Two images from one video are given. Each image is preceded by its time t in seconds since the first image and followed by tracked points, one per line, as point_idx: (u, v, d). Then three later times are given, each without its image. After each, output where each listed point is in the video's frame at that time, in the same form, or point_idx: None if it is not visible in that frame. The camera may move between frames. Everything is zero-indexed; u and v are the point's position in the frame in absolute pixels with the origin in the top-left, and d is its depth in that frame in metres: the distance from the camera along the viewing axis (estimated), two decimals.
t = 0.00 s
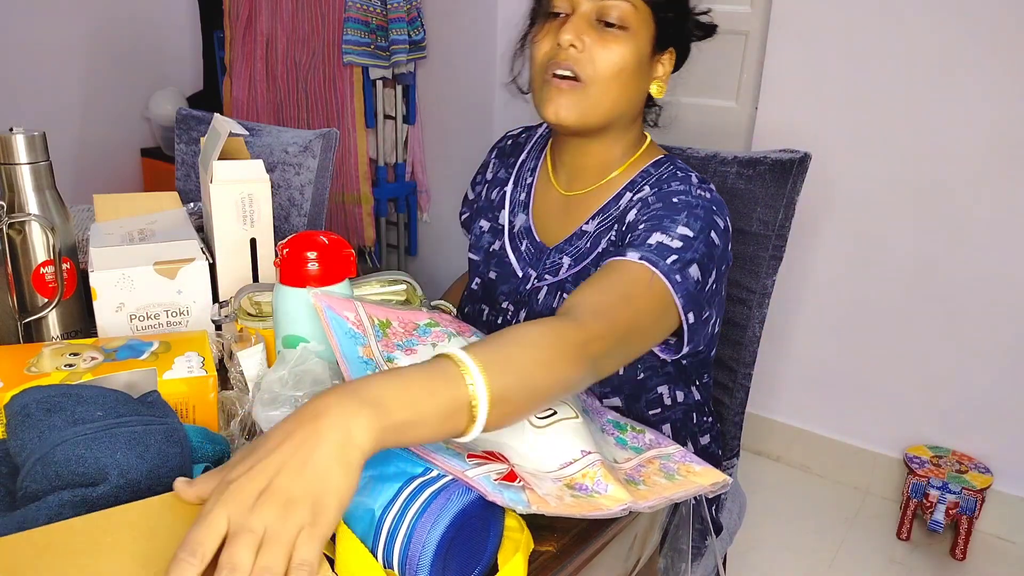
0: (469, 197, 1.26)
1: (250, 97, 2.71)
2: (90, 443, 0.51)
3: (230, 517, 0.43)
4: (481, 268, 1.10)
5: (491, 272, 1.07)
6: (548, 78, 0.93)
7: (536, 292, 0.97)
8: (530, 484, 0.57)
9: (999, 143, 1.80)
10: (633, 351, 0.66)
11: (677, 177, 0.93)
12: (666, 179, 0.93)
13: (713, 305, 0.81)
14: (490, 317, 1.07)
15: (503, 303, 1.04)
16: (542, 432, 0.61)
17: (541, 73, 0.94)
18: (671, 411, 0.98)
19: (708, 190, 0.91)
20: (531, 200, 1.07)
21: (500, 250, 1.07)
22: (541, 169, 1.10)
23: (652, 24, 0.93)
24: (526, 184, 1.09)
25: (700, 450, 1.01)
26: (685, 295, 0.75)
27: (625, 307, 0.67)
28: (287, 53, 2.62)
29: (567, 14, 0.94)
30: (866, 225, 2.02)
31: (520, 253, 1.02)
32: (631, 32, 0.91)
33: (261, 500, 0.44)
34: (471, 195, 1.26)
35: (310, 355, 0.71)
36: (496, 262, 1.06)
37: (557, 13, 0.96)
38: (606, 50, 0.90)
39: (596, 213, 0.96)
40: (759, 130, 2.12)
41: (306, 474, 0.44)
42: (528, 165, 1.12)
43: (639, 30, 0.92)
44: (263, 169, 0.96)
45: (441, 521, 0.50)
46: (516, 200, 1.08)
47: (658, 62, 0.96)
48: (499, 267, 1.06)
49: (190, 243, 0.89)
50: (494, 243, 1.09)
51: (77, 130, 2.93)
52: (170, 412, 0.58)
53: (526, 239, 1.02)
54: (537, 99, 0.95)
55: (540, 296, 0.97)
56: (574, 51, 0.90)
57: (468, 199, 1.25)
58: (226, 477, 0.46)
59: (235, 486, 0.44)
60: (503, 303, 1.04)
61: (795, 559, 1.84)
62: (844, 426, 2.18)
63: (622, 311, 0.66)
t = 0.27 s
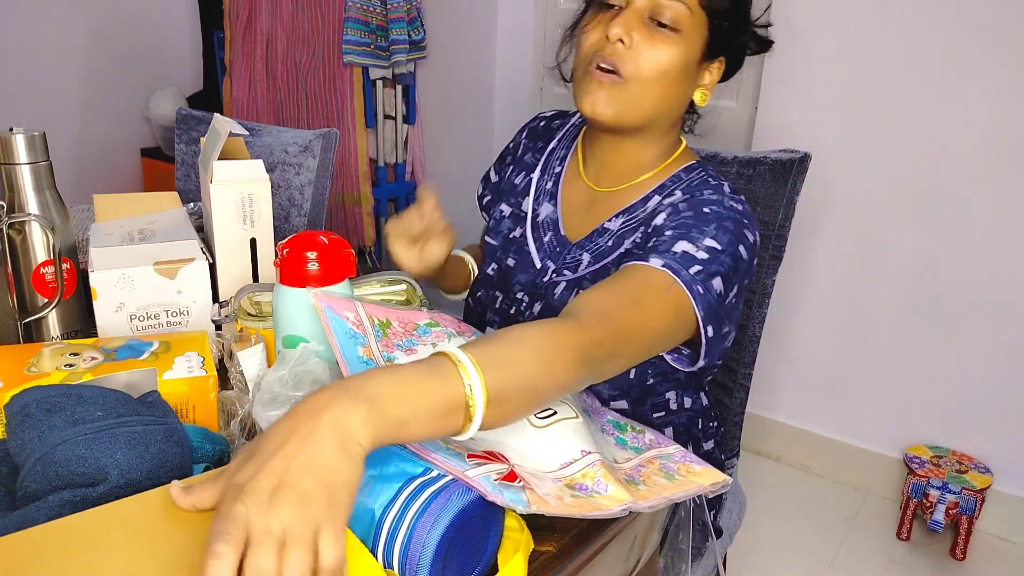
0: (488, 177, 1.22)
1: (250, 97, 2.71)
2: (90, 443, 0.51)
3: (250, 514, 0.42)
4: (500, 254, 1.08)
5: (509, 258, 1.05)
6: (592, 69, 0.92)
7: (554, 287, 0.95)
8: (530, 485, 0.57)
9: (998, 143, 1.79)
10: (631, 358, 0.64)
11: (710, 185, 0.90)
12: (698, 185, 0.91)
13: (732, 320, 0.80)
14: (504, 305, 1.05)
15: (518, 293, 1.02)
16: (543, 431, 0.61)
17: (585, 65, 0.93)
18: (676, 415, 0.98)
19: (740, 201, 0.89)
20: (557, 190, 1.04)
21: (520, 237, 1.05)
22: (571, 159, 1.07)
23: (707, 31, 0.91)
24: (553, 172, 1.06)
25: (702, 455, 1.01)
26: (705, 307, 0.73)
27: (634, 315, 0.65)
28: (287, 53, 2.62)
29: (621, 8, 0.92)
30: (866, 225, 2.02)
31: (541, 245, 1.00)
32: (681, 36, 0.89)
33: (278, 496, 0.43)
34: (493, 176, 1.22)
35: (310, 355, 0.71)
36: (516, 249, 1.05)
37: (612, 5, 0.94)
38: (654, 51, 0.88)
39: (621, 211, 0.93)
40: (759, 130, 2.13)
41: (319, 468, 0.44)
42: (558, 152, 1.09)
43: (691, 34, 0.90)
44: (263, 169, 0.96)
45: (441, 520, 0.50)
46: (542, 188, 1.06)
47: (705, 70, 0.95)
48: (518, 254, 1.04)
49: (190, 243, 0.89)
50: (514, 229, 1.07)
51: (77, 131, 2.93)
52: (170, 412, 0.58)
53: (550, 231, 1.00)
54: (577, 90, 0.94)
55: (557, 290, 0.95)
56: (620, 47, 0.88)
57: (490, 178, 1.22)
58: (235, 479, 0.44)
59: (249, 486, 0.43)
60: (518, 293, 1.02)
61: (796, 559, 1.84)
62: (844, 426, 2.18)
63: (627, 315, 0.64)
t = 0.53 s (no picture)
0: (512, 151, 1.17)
1: (250, 97, 2.70)
2: (89, 443, 0.51)
3: (309, 535, 0.41)
4: (526, 241, 1.05)
5: (536, 248, 1.03)
6: (627, 76, 0.89)
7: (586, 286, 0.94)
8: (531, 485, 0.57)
9: (998, 143, 1.80)
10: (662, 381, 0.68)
11: (751, 199, 0.90)
12: (740, 198, 0.90)
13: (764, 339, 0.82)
14: (528, 298, 1.01)
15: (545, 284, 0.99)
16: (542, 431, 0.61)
17: (619, 71, 0.91)
18: (689, 420, 0.97)
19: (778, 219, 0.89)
20: (593, 180, 1.02)
21: (549, 225, 1.02)
22: (607, 150, 1.04)
23: (746, 38, 0.89)
24: (591, 161, 1.04)
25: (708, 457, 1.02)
26: (744, 334, 0.76)
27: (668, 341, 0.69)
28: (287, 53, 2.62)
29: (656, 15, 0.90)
30: (866, 225, 2.02)
31: (575, 237, 0.99)
32: (719, 44, 0.87)
33: (343, 530, 0.42)
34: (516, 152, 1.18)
35: (311, 355, 0.71)
36: (543, 236, 1.02)
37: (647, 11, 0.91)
38: (692, 60, 0.86)
39: (657, 215, 0.93)
40: (759, 130, 2.13)
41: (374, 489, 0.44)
42: (592, 141, 1.07)
43: (729, 42, 0.88)
44: (263, 169, 0.96)
45: (443, 520, 0.49)
46: (574, 176, 1.04)
47: (744, 75, 0.93)
48: (547, 243, 1.01)
49: (189, 243, 0.89)
50: (544, 217, 1.04)
51: (77, 130, 2.93)
52: (170, 412, 0.58)
53: (584, 224, 0.99)
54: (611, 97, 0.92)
55: (590, 289, 0.94)
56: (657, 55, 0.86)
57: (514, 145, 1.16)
58: (306, 491, 0.43)
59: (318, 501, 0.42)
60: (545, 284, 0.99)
61: (796, 559, 1.84)
62: (844, 426, 2.18)
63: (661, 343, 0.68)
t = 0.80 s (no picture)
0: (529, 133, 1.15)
1: (250, 97, 2.70)
2: (89, 443, 0.51)
3: (313, 526, 0.44)
4: (536, 247, 1.07)
5: (550, 255, 1.04)
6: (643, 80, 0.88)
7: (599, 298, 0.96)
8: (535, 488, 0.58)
9: (999, 142, 1.79)
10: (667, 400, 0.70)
11: (767, 210, 0.91)
12: (755, 209, 0.91)
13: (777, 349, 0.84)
14: (539, 306, 1.02)
15: (557, 293, 1.00)
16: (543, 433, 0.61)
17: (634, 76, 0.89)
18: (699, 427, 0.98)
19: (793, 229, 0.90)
20: (607, 185, 1.02)
21: (561, 232, 1.04)
22: (620, 155, 1.04)
23: (765, 43, 0.89)
24: (604, 166, 1.04)
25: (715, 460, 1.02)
26: (759, 350, 0.78)
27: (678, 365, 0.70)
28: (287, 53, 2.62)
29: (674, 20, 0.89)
30: (866, 225, 2.02)
31: (589, 246, 1.00)
32: (738, 50, 0.87)
33: (345, 525, 0.44)
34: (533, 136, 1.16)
35: (314, 356, 0.71)
36: (556, 243, 1.04)
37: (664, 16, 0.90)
38: (711, 66, 0.85)
39: (667, 228, 0.94)
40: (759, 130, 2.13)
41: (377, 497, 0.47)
42: (607, 145, 1.06)
43: (749, 48, 0.87)
44: (263, 169, 0.96)
45: (447, 521, 0.49)
46: (586, 182, 1.04)
47: (762, 82, 0.93)
48: (560, 251, 1.03)
49: (189, 243, 0.89)
50: (554, 222, 1.06)
51: (77, 130, 2.93)
52: (170, 412, 0.58)
53: (598, 233, 1.00)
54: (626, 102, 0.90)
55: (604, 301, 0.96)
56: (677, 61, 0.85)
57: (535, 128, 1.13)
58: (314, 485, 0.46)
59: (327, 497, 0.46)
60: (557, 293, 1.01)
61: (796, 559, 1.84)
62: (844, 426, 2.18)
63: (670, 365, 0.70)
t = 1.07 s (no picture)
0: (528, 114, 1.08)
1: (250, 97, 2.70)
2: (89, 443, 0.51)
3: (318, 527, 0.44)
4: (535, 257, 1.05)
5: (549, 265, 1.03)
6: (642, 79, 0.88)
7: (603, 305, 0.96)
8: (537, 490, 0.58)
9: (999, 142, 1.79)
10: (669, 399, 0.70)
11: (766, 209, 0.92)
12: (753, 208, 0.92)
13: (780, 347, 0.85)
14: (541, 316, 1.01)
15: (559, 303, 1.00)
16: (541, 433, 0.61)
17: (633, 74, 0.90)
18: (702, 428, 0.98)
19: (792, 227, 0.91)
20: (604, 192, 1.02)
21: (559, 241, 1.03)
22: (616, 159, 1.04)
23: (761, 39, 0.89)
24: (601, 171, 1.04)
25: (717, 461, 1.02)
26: (761, 345, 0.78)
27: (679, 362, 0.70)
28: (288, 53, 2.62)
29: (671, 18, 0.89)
30: (865, 225, 2.02)
31: (589, 255, 1.00)
32: (735, 46, 0.87)
33: (349, 522, 0.44)
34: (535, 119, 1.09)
35: (314, 356, 0.71)
36: (554, 252, 1.03)
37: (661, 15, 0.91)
38: (709, 62, 0.86)
39: (666, 231, 0.94)
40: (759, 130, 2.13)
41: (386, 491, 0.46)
42: (603, 150, 1.05)
43: (746, 45, 0.88)
44: (263, 170, 0.96)
45: (447, 521, 0.49)
46: (581, 187, 1.04)
47: (758, 82, 0.93)
48: (559, 261, 1.02)
49: (189, 243, 0.89)
50: (551, 230, 1.04)
51: (77, 130, 2.93)
52: (170, 413, 0.58)
53: (598, 241, 0.99)
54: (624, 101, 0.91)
55: (609, 310, 0.96)
56: (674, 57, 0.86)
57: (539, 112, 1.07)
58: (314, 485, 0.46)
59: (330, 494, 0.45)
60: (559, 303, 1.00)
61: (796, 559, 1.84)
62: (844, 426, 2.18)
63: (670, 363, 0.69)
